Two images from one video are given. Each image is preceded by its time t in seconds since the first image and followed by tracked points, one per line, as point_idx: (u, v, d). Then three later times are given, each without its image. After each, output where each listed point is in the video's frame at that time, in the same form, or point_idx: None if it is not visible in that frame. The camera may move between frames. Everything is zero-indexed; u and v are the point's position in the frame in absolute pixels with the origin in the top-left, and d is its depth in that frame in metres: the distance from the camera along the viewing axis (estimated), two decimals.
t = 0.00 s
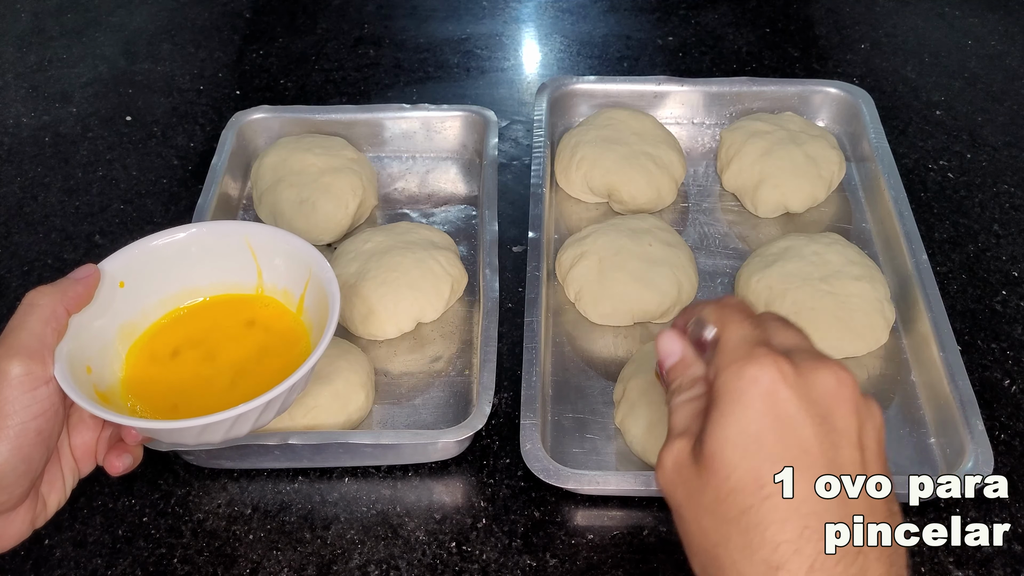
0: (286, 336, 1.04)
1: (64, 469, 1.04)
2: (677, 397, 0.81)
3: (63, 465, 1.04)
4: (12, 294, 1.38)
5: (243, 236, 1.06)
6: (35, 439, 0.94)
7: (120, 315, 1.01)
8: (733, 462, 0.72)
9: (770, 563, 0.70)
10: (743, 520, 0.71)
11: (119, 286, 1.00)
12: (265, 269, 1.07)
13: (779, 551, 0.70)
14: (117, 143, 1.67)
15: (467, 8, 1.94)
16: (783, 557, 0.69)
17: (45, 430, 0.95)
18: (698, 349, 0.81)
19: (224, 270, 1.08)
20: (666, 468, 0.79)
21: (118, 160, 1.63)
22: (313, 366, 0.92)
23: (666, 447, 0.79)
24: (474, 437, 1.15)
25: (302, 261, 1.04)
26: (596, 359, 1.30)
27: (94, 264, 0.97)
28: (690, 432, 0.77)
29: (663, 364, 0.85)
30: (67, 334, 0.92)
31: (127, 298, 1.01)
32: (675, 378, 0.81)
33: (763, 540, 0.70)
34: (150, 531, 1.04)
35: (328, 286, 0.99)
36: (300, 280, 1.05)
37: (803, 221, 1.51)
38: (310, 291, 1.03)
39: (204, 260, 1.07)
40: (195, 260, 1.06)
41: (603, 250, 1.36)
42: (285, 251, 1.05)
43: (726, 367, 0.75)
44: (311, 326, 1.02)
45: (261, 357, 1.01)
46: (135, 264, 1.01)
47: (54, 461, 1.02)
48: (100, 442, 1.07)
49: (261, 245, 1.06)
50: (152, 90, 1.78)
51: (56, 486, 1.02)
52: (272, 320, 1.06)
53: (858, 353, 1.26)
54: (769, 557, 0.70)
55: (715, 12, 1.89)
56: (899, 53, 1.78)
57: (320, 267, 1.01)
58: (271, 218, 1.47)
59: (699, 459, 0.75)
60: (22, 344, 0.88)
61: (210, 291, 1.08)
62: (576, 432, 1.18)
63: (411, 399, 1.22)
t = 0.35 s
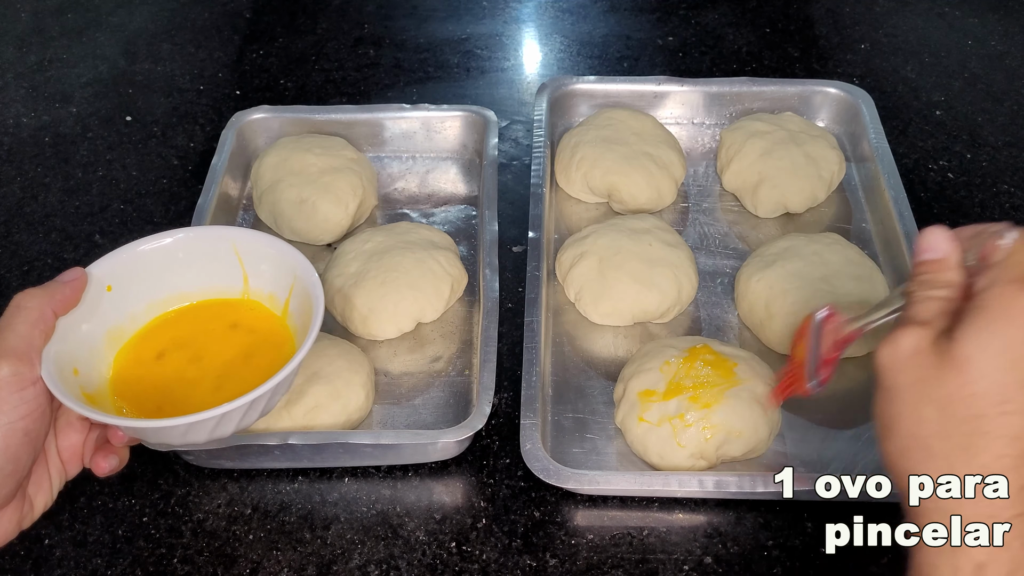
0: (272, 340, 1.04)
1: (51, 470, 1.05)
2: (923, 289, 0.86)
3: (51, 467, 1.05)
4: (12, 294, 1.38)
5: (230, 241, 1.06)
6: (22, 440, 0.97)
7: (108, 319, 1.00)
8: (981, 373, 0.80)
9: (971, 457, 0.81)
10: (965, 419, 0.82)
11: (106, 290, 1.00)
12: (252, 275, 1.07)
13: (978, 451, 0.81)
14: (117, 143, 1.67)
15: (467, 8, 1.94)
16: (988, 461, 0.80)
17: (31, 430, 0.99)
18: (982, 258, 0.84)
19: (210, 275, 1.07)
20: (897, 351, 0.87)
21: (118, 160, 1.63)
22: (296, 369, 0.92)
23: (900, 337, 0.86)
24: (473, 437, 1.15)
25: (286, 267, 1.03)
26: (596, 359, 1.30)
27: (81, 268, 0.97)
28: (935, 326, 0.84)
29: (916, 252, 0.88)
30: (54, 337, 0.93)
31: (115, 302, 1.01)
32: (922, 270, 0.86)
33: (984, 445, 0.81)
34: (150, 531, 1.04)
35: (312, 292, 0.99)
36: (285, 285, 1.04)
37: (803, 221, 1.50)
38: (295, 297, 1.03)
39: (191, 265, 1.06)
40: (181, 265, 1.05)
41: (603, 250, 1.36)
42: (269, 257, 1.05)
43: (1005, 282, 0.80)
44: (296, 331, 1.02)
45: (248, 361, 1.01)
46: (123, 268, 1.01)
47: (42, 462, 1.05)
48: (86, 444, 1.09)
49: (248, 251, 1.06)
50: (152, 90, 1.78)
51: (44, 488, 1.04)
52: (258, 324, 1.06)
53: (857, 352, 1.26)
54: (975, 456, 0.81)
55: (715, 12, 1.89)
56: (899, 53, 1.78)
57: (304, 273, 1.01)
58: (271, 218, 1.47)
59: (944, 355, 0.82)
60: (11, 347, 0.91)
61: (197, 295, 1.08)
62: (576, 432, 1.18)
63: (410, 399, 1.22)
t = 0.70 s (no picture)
0: (269, 323, 1.04)
1: (53, 453, 1.07)
2: (947, 270, 0.84)
3: (52, 450, 1.07)
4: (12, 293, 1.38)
5: (227, 228, 1.06)
6: (23, 421, 0.98)
7: (107, 304, 1.00)
8: None
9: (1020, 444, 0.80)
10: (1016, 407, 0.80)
11: (105, 275, 1.00)
12: (249, 261, 1.07)
13: None
14: (117, 143, 1.67)
15: (467, 8, 1.94)
16: None
17: (33, 412, 1.00)
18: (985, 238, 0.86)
19: (208, 261, 1.07)
20: (932, 335, 0.82)
21: (118, 160, 1.63)
22: (295, 347, 0.93)
23: (935, 321, 0.82)
24: (473, 437, 1.15)
25: (284, 252, 1.04)
26: (596, 359, 1.30)
27: (81, 253, 0.97)
28: (969, 308, 0.81)
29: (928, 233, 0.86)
30: (55, 320, 0.93)
31: (113, 288, 1.01)
32: (946, 249, 0.84)
33: None
34: (150, 531, 1.04)
35: (309, 275, 0.99)
36: (282, 270, 1.05)
37: (803, 221, 1.50)
38: (292, 282, 1.03)
39: (190, 252, 1.06)
40: (179, 251, 1.06)
41: (602, 250, 1.36)
42: (267, 243, 1.05)
43: None
44: (294, 314, 1.02)
45: (246, 342, 1.01)
46: (121, 254, 1.01)
47: (44, 444, 1.06)
48: (88, 428, 1.10)
49: (245, 237, 1.06)
50: (152, 90, 1.78)
51: (46, 470, 1.05)
52: (255, 309, 1.06)
53: (857, 352, 1.26)
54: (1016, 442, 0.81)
55: (715, 12, 1.89)
56: (899, 53, 1.78)
57: (301, 258, 1.02)
58: (271, 218, 1.47)
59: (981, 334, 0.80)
60: (11, 329, 0.91)
61: (194, 281, 1.07)
62: (576, 432, 1.18)
63: (410, 399, 1.22)
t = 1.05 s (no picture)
0: (271, 319, 1.04)
1: (56, 449, 1.07)
2: (888, 276, 0.84)
3: (55, 445, 1.07)
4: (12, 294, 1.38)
5: (230, 224, 1.06)
6: (27, 414, 0.97)
7: (111, 299, 1.00)
8: (951, 349, 0.76)
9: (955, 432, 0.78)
10: (940, 395, 0.78)
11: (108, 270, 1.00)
12: (252, 257, 1.07)
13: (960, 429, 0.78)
14: (117, 143, 1.67)
15: (467, 8, 1.94)
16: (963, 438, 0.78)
17: (36, 405, 0.98)
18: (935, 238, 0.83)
19: (211, 257, 1.07)
20: (865, 335, 0.83)
21: (118, 160, 1.63)
22: (297, 342, 0.92)
23: (867, 321, 0.83)
24: (473, 437, 1.15)
25: (287, 249, 1.04)
26: (596, 359, 1.30)
27: (84, 248, 0.97)
28: (902, 308, 0.81)
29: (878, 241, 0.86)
30: (58, 315, 0.93)
31: (117, 283, 1.01)
32: (887, 257, 0.84)
33: (957, 420, 0.77)
34: (149, 531, 1.04)
35: (312, 271, 0.99)
36: (285, 267, 1.05)
37: (803, 221, 1.50)
38: (295, 278, 1.03)
39: (193, 248, 1.06)
40: (182, 247, 1.06)
41: (602, 250, 1.36)
42: (270, 240, 1.05)
43: (960, 264, 0.77)
44: (296, 309, 1.02)
45: (248, 338, 1.01)
46: (124, 250, 1.02)
47: (46, 440, 1.06)
48: (91, 423, 1.10)
49: (248, 233, 1.06)
50: (152, 90, 1.78)
51: (48, 465, 1.06)
52: (258, 305, 1.06)
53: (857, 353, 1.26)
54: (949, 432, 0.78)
55: (715, 12, 1.89)
56: (899, 54, 1.78)
57: (305, 255, 1.02)
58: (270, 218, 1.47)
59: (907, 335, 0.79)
60: (14, 323, 0.91)
61: (197, 277, 1.08)
62: (576, 432, 1.18)
63: (410, 399, 1.22)
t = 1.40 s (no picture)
0: (287, 328, 1.04)
1: (68, 455, 1.06)
2: (723, 261, 0.85)
3: (68, 451, 1.06)
4: (12, 293, 1.38)
5: (246, 232, 1.07)
6: (41, 421, 0.97)
7: (126, 305, 1.01)
8: (798, 316, 0.77)
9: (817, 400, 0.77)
10: (797, 366, 0.77)
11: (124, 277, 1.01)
12: (268, 265, 1.08)
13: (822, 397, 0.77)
14: (117, 143, 1.67)
15: (467, 8, 1.94)
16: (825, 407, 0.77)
17: (50, 412, 0.98)
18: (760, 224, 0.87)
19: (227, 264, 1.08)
20: (716, 318, 0.80)
21: (118, 160, 1.63)
22: (312, 354, 0.92)
23: (714, 301, 0.80)
24: (473, 437, 1.15)
25: (302, 257, 1.05)
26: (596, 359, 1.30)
27: (100, 254, 0.98)
28: (744, 285, 0.81)
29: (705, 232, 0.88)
30: (74, 320, 0.93)
31: (132, 289, 1.02)
32: (721, 243, 0.86)
33: (814, 385, 0.77)
34: (150, 531, 1.05)
35: (328, 279, 1.00)
36: (301, 275, 1.05)
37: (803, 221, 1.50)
38: (311, 286, 1.03)
39: (209, 254, 1.07)
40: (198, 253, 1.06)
41: (602, 250, 1.36)
42: (287, 248, 1.06)
43: (790, 236, 0.81)
44: (312, 318, 1.02)
45: (262, 346, 1.01)
46: (140, 256, 1.02)
47: (59, 446, 1.05)
48: (103, 430, 1.09)
49: (263, 241, 1.07)
50: (152, 91, 1.78)
51: (61, 471, 1.05)
52: (275, 311, 1.06)
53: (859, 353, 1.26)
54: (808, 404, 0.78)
55: (715, 12, 1.89)
56: (899, 53, 1.78)
57: (320, 263, 1.02)
58: (271, 218, 1.47)
59: (758, 309, 0.78)
60: (29, 329, 0.90)
61: (213, 283, 1.08)
62: (576, 432, 1.18)
63: (410, 399, 1.22)
